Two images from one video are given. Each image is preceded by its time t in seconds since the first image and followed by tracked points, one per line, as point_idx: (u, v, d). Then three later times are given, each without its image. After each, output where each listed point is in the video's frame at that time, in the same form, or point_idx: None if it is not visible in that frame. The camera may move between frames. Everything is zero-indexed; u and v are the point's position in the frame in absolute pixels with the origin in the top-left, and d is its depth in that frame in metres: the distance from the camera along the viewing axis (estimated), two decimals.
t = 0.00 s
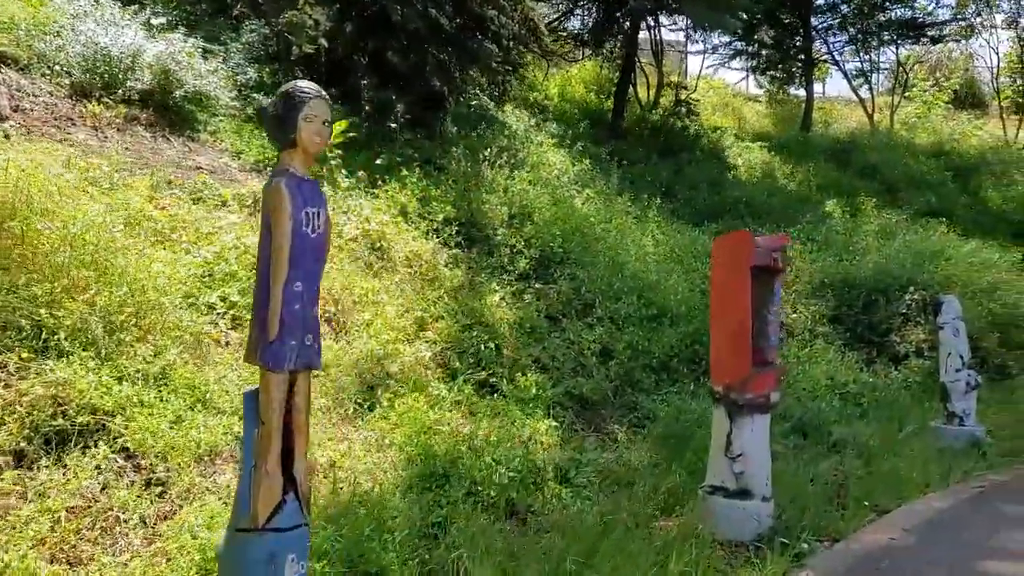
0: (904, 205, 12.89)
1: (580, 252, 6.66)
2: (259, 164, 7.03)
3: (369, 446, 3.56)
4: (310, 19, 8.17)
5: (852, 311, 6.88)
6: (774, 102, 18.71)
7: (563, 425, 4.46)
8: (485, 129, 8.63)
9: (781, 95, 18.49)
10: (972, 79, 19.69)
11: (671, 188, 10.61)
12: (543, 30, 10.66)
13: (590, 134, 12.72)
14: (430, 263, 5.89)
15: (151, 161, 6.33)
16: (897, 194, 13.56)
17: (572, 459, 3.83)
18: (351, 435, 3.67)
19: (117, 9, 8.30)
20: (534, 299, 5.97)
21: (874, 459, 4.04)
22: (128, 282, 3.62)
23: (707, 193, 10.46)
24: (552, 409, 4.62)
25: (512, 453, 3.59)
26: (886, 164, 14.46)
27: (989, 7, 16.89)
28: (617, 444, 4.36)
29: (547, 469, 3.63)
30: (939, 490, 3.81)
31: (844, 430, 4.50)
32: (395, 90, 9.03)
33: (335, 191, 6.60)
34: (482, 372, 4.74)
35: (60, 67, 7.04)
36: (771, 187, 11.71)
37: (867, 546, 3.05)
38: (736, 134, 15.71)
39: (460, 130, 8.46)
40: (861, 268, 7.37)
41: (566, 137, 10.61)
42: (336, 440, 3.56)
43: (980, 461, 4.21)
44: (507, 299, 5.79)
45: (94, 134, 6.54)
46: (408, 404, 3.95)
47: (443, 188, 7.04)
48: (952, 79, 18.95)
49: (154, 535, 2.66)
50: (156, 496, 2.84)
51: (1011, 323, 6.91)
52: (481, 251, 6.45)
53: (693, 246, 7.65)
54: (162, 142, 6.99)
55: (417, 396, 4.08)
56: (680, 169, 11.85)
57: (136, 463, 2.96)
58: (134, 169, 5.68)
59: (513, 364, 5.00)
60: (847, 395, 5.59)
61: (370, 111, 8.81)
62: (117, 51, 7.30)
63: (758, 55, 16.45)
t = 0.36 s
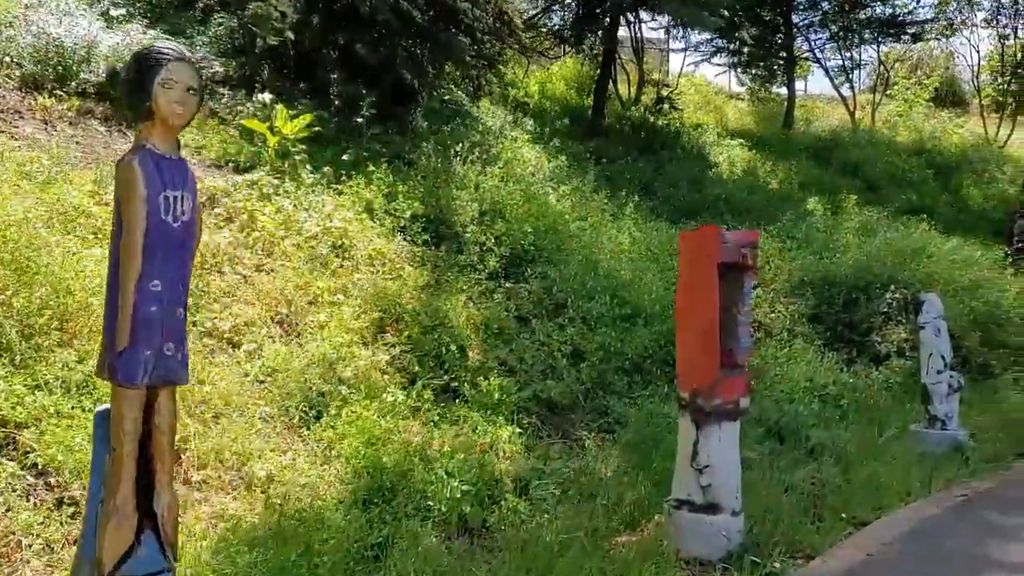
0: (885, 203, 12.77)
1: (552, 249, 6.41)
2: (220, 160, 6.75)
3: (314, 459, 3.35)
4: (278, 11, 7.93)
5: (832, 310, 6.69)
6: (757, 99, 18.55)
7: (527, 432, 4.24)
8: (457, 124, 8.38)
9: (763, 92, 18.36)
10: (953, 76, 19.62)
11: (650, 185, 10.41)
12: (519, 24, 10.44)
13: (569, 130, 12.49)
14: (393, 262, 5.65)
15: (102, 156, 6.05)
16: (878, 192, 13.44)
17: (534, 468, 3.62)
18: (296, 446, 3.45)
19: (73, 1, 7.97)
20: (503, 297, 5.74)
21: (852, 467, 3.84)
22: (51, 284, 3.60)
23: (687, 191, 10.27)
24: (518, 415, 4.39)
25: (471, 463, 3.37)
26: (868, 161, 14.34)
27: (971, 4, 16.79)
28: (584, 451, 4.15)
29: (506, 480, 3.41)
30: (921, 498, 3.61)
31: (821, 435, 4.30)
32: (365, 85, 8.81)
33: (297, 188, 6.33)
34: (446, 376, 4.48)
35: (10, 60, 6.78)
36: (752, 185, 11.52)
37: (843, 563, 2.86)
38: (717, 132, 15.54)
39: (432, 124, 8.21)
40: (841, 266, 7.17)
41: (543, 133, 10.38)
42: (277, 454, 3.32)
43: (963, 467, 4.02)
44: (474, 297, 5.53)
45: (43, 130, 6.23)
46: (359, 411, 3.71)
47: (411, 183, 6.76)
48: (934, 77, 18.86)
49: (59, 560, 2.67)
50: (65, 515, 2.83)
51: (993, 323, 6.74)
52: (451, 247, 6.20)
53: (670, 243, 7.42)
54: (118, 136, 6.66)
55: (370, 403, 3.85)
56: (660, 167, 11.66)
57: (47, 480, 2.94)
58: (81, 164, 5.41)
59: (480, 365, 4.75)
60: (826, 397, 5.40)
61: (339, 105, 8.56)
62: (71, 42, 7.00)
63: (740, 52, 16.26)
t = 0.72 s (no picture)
0: (871, 202, 12.59)
1: (526, 247, 6.13)
2: (181, 155, 6.46)
3: (249, 474, 3.11)
4: None
5: (816, 311, 6.46)
6: (742, 97, 18.35)
7: (489, 442, 3.98)
8: (431, 118, 8.12)
9: (749, 89, 18.17)
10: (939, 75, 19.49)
11: (631, 183, 10.18)
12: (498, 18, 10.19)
13: (550, 127, 12.26)
14: (355, 261, 5.39)
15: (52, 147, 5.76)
16: (864, 190, 13.26)
17: (491, 482, 3.39)
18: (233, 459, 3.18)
19: None
20: (471, 297, 5.49)
21: (833, 482, 3.61)
22: None
23: (669, 188, 10.04)
24: (482, 423, 4.13)
25: (421, 478, 3.12)
26: (853, 160, 14.17)
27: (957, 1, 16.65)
28: (550, 462, 3.90)
29: (459, 497, 3.17)
30: (906, 516, 3.38)
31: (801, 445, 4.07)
32: (337, 79, 8.54)
33: (258, 184, 6.06)
34: (407, 382, 4.17)
35: None
36: (736, 183, 11.31)
37: None
38: (702, 130, 15.34)
39: (404, 118, 7.95)
40: (825, 265, 6.94)
41: (522, 129, 10.13)
42: (210, 469, 3.05)
43: (950, 478, 3.80)
44: (441, 298, 5.23)
45: None
46: (302, 420, 3.45)
47: (379, 178, 6.50)
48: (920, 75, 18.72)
49: None
50: None
51: (980, 324, 6.53)
52: (418, 245, 5.94)
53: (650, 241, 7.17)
54: (72, 130, 6.39)
55: (318, 413, 3.57)
56: (642, 165, 11.43)
57: None
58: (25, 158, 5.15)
59: (444, 372, 4.46)
60: (807, 403, 5.17)
61: (309, 100, 8.29)
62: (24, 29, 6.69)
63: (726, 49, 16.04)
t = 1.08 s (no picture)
0: (853, 203, 12.45)
1: (495, 250, 5.91)
2: (137, 153, 6.21)
3: (174, 496, 2.88)
4: None
5: (795, 316, 6.26)
6: (727, 97, 18.21)
7: (443, 457, 3.76)
8: (403, 116, 7.89)
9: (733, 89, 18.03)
10: (923, 76, 19.42)
11: (611, 183, 9.99)
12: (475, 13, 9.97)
13: (530, 127, 12.05)
14: (314, 265, 5.16)
15: None
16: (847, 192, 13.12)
17: (440, 503, 3.20)
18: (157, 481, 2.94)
19: None
20: (435, 302, 5.27)
21: (803, 501, 3.42)
22: None
23: (649, 189, 9.85)
24: (438, 437, 3.92)
25: (359, 502, 2.91)
26: (836, 161, 14.04)
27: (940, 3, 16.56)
28: (507, 480, 3.69)
29: (404, 523, 3.00)
30: (880, 537, 3.18)
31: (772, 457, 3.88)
32: (306, 75, 8.31)
33: (215, 185, 5.83)
34: (357, 394, 3.95)
35: None
36: (717, 184, 11.14)
37: None
38: (685, 130, 15.19)
39: (373, 116, 7.72)
40: (804, 269, 6.76)
41: (499, 128, 9.92)
42: (129, 491, 2.83)
43: (926, 496, 3.61)
44: (404, 303, 4.99)
45: None
46: (236, 435, 3.23)
47: (344, 179, 6.27)
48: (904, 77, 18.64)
49: None
50: None
51: (962, 329, 6.37)
52: (383, 248, 5.72)
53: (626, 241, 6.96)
54: (22, 127, 6.14)
55: (256, 428, 3.34)
56: (623, 166, 11.24)
57: None
58: None
59: (400, 384, 4.23)
60: (783, 412, 4.99)
61: (277, 97, 8.05)
62: None
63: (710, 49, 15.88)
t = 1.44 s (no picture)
0: (838, 201, 12.29)
1: (464, 248, 5.68)
2: (91, 148, 5.95)
3: (90, 518, 2.71)
4: None
5: (774, 315, 6.03)
6: (712, 94, 18.04)
7: (396, 470, 3.54)
8: (374, 111, 7.65)
9: (717, 87, 17.87)
10: (908, 73, 19.32)
11: (591, 181, 9.78)
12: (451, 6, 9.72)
13: (510, 123, 11.83)
14: (271, 265, 4.93)
15: None
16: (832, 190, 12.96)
17: (385, 522, 3.02)
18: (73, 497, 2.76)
19: None
20: (398, 304, 5.04)
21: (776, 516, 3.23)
22: None
23: (630, 187, 9.65)
24: (393, 447, 3.70)
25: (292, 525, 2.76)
26: (821, 159, 13.87)
27: None
28: (463, 494, 3.48)
29: (343, 545, 2.83)
30: (856, 558, 2.98)
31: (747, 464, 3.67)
32: (275, 69, 8.06)
33: (171, 182, 5.58)
34: (306, 402, 3.71)
35: None
36: (700, 182, 10.94)
37: None
38: (669, 128, 15.01)
39: (342, 111, 7.48)
40: (785, 267, 6.55)
41: (476, 124, 9.69)
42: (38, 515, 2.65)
43: (906, 510, 3.42)
44: (364, 305, 4.75)
45: None
46: (163, 450, 3.01)
47: (307, 175, 6.03)
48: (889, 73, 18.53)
49: None
50: None
51: (946, 329, 6.18)
52: (346, 247, 5.47)
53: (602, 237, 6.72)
54: None
55: (189, 441, 3.11)
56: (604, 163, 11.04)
57: None
58: None
59: (355, 392, 4.00)
60: (761, 418, 4.78)
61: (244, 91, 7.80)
62: None
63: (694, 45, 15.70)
